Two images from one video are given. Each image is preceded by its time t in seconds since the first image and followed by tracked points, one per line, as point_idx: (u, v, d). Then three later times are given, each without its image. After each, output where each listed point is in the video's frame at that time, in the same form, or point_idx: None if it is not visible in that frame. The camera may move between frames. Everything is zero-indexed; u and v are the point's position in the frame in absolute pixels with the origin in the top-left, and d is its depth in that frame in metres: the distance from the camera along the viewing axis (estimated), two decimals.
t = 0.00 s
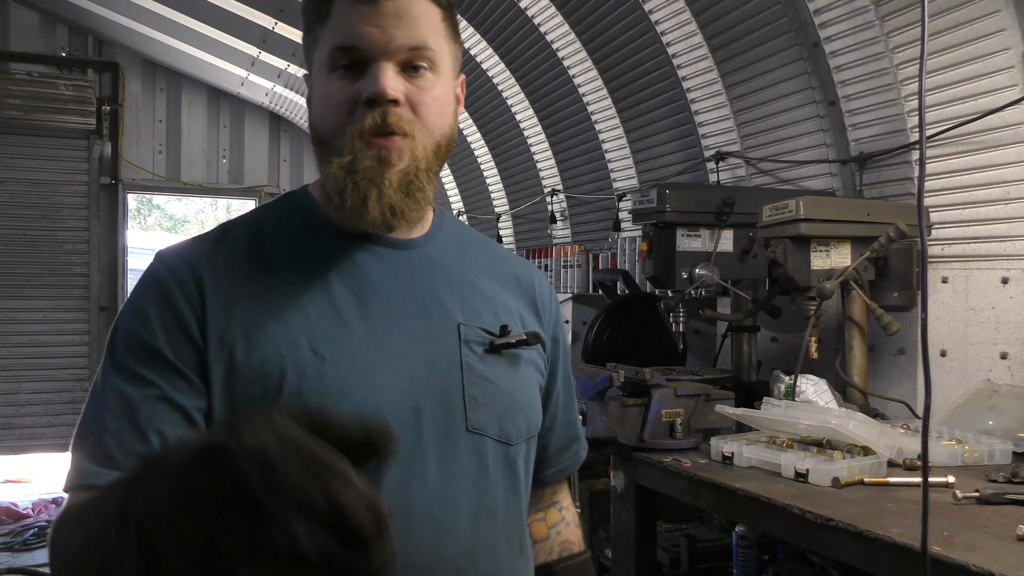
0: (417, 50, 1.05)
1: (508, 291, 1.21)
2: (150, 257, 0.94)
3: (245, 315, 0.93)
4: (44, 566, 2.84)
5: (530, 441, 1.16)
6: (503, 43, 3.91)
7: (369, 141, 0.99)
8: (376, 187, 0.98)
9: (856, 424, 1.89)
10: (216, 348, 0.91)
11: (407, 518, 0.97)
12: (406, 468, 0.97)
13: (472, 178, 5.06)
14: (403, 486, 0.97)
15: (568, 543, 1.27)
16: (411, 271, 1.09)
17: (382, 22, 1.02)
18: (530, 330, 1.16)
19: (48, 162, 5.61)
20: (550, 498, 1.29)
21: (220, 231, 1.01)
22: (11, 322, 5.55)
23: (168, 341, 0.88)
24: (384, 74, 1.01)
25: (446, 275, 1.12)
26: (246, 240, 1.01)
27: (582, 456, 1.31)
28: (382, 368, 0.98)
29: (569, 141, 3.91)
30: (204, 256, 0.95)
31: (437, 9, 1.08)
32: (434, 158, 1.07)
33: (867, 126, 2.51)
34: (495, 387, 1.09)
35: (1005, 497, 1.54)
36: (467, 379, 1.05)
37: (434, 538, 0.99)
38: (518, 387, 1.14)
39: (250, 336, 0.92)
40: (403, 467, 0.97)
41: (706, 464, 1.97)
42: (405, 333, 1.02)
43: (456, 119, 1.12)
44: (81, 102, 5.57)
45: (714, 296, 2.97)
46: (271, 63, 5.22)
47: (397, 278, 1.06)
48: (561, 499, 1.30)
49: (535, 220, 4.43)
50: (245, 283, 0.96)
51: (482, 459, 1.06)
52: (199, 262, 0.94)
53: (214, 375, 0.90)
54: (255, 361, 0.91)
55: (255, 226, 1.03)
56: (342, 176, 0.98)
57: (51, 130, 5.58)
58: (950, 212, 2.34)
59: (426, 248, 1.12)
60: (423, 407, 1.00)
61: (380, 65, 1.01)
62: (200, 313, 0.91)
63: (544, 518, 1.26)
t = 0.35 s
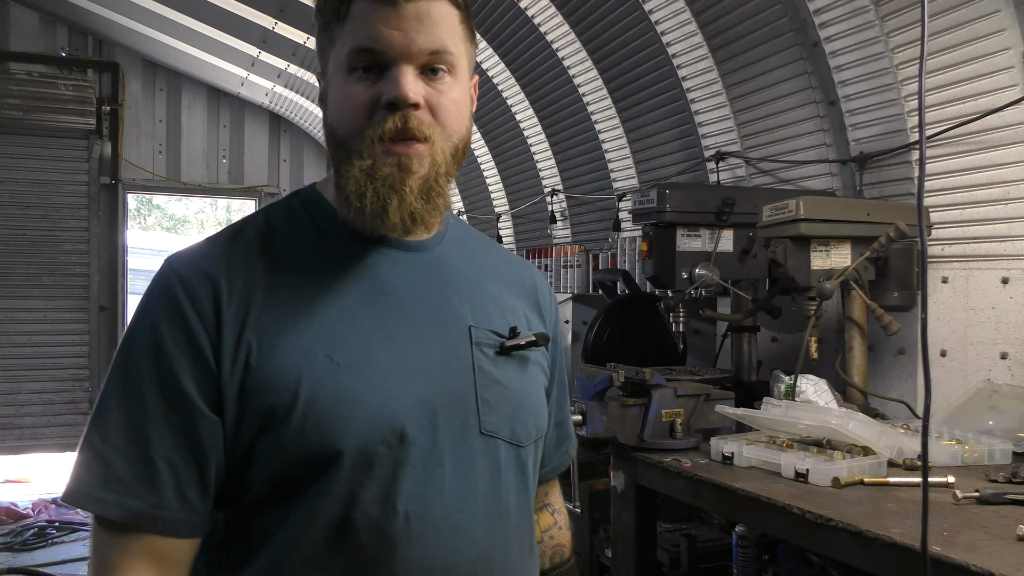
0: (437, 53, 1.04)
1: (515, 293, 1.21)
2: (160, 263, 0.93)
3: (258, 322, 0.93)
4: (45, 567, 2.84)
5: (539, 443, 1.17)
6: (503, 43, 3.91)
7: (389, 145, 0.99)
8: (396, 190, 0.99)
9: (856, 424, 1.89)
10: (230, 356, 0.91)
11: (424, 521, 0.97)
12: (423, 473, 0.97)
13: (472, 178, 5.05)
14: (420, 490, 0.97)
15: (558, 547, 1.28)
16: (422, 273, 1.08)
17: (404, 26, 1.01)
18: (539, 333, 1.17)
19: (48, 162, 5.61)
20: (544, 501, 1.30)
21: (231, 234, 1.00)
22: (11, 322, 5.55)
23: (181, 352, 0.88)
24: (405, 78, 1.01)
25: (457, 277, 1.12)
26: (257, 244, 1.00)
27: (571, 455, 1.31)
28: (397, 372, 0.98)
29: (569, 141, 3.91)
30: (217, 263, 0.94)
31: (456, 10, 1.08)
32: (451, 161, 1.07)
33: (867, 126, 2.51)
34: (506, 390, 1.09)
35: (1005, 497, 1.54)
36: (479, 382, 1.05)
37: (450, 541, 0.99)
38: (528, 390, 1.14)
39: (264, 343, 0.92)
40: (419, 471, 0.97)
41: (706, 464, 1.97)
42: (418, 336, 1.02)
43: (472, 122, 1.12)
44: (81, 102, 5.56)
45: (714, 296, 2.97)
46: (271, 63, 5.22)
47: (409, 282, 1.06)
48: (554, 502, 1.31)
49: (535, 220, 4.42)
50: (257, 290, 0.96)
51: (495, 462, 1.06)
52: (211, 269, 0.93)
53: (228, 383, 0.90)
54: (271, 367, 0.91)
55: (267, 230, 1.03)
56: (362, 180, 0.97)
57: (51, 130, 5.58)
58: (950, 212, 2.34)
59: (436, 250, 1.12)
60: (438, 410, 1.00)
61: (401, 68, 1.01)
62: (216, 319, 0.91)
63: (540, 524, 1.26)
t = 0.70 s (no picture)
0: (437, 55, 1.04)
1: (520, 293, 1.21)
2: (162, 264, 0.94)
3: (256, 324, 0.93)
4: (45, 567, 2.85)
5: (542, 444, 1.16)
6: (503, 43, 3.91)
7: (390, 146, 0.99)
8: (397, 191, 0.99)
9: (856, 425, 1.89)
10: (228, 358, 0.91)
11: (422, 522, 0.96)
12: (421, 474, 0.97)
13: (471, 179, 5.06)
14: (418, 492, 0.96)
15: (573, 549, 1.28)
16: (424, 275, 1.08)
17: (402, 26, 1.01)
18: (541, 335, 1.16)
19: (48, 162, 5.61)
20: (556, 503, 1.30)
21: (233, 236, 1.01)
22: (12, 322, 5.54)
23: (178, 353, 0.88)
24: (405, 78, 1.00)
25: (459, 278, 1.11)
26: (259, 246, 1.01)
27: (583, 458, 1.31)
28: (395, 373, 0.98)
29: (569, 142, 3.91)
30: (217, 264, 0.95)
31: (457, 11, 1.07)
32: (452, 162, 1.07)
33: (867, 125, 2.51)
34: (508, 391, 1.08)
35: (1005, 497, 1.54)
36: (480, 384, 1.05)
37: (449, 543, 0.98)
38: (532, 391, 1.14)
39: (261, 345, 0.92)
40: (417, 472, 0.96)
41: (706, 464, 1.97)
42: (418, 337, 1.02)
43: (473, 124, 1.11)
44: (81, 102, 5.56)
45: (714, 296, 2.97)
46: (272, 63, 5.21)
47: (410, 284, 1.06)
48: (567, 504, 1.30)
49: (535, 220, 4.43)
50: (257, 290, 0.96)
51: (495, 463, 1.05)
52: (210, 271, 0.94)
53: (226, 385, 0.90)
54: (269, 367, 0.91)
55: (268, 230, 1.03)
56: (364, 182, 0.98)
57: (51, 130, 5.58)
58: (950, 212, 2.34)
59: (439, 250, 1.12)
60: (436, 412, 1.00)
61: (401, 70, 1.01)
62: (214, 320, 0.91)
63: (551, 527, 1.27)
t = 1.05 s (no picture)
0: (431, 51, 1.04)
1: (525, 290, 1.20)
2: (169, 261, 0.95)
3: (258, 319, 0.93)
4: (45, 566, 2.85)
5: (547, 441, 1.15)
6: (502, 43, 3.91)
7: (385, 142, 0.99)
8: (393, 187, 0.98)
9: (856, 425, 1.89)
10: (229, 353, 0.91)
11: (419, 517, 0.96)
12: (419, 469, 0.97)
13: (472, 179, 5.06)
14: (415, 486, 0.96)
15: (591, 549, 1.28)
16: (426, 271, 1.08)
17: (395, 21, 1.02)
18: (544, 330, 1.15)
19: (48, 162, 5.61)
20: (573, 503, 1.29)
21: (239, 235, 1.02)
22: (11, 322, 5.54)
23: (181, 348, 0.89)
24: (399, 73, 1.00)
25: (462, 274, 1.11)
26: (263, 244, 1.01)
27: (602, 460, 1.29)
28: (394, 369, 0.98)
29: (569, 142, 3.90)
30: (220, 261, 0.96)
31: (451, 9, 1.07)
32: (450, 158, 1.06)
33: (867, 126, 2.51)
34: (509, 387, 1.07)
35: (1005, 497, 1.54)
36: (481, 380, 1.04)
37: (446, 538, 0.98)
38: (534, 388, 1.13)
39: (262, 339, 0.93)
40: (415, 467, 0.96)
41: (706, 464, 1.97)
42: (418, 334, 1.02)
43: (470, 121, 1.11)
44: (81, 102, 5.56)
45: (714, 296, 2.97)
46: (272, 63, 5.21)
47: (412, 280, 1.06)
48: (585, 505, 1.30)
49: (535, 220, 4.43)
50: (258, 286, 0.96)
51: (495, 460, 1.05)
52: (213, 268, 0.94)
53: (226, 380, 0.91)
54: (268, 361, 0.91)
55: (272, 228, 1.04)
56: (361, 177, 0.97)
57: (51, 130, 5.58)
58: (950, 212, 2.33)
59: (442, 247, 1.11)
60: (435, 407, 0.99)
61: (395, 65, 1.01)
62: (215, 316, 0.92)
63: (568, 526, 1.27)
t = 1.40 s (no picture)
0: (406, 50, 1.03)
1: (521, 287, 1.19)
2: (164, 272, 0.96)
3: (253, 326, 0.93)
4: (45, 567, 2.85)
5: (546, 439, 1.15)
6: (502, 43, 3.91)
7: (366, 147, 0.99)
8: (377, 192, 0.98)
9: (856, 425, 1.89)
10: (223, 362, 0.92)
11: (421, 520, 0.96)
12: (418, 472, 0.97)
13: (472, 179, 5.06)
14: (416, 488, 0.96)
15: (603, 538, 1.27)
16: (420, 272, 1.07)
17: (367, 23, 1.02)
18: (539, 329, 1.13)
19: (48, 161, 5.60)
20: (582, 494, 1.30)
21: (232, 243, 1.02)
22: (11, 322, 5.54)
23: (176, 358, 0.89)
24: (375, 77, 1.00)
25: (456, 273, 1.11)
26: (257, 251, 1.02)
27: (601, 451, 1.30)
28: (390, 372, 0.98)
29: (569, 142, 3.91)
30: (214, 271, 0.96)
31: (426, 6, 1.07)
32: (434, 156, 1.06)
33: (867, 126, 2.51)
34: (506, 387, 1.08)
35: (1005, 497, 1.54)
36: (476, 381, 1.04)
37: (449, 541, 0.99)
38: (532, 386, 1.13)
39: (258, 347, 0.92)
40: (415, 470, 0.96)
41: (706, 464, 1.97)
42: (413, 337, 1.01)
43: (454, 117, 1.10)
44: (81, 102, 5.56)
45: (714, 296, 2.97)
46: (272, 62, 5.20)
47: (407, 281, 1.06)
48: (595, 496, 1.31)
49: (535, 220, 4.43)
50: (252, 295, 0.96)
51: (495, 460, 1.05)
52: (208, 278, 0.95)
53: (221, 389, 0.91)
54: (262, 369, 0.91)
55: (266, 235, 1.04)
56: (343, 184, 0.98)
57: (51, 130, 5.57)
58: (950, 212, 2.34)
59: (436, 248, 1.11)
60: (433, 409, 0.99)
61: (370, 68, 1.01)
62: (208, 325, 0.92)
63: (579, 516, 1.27)
